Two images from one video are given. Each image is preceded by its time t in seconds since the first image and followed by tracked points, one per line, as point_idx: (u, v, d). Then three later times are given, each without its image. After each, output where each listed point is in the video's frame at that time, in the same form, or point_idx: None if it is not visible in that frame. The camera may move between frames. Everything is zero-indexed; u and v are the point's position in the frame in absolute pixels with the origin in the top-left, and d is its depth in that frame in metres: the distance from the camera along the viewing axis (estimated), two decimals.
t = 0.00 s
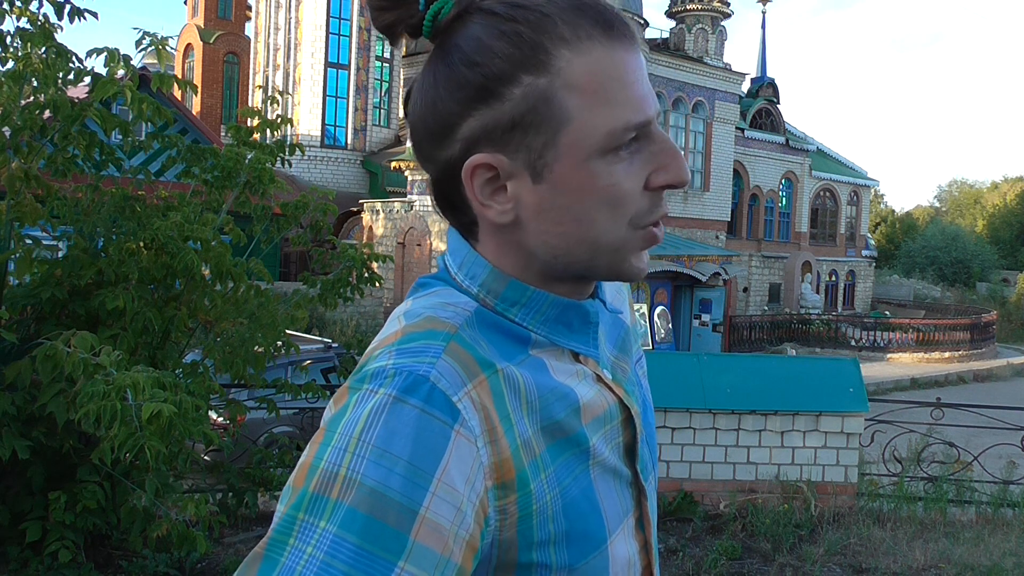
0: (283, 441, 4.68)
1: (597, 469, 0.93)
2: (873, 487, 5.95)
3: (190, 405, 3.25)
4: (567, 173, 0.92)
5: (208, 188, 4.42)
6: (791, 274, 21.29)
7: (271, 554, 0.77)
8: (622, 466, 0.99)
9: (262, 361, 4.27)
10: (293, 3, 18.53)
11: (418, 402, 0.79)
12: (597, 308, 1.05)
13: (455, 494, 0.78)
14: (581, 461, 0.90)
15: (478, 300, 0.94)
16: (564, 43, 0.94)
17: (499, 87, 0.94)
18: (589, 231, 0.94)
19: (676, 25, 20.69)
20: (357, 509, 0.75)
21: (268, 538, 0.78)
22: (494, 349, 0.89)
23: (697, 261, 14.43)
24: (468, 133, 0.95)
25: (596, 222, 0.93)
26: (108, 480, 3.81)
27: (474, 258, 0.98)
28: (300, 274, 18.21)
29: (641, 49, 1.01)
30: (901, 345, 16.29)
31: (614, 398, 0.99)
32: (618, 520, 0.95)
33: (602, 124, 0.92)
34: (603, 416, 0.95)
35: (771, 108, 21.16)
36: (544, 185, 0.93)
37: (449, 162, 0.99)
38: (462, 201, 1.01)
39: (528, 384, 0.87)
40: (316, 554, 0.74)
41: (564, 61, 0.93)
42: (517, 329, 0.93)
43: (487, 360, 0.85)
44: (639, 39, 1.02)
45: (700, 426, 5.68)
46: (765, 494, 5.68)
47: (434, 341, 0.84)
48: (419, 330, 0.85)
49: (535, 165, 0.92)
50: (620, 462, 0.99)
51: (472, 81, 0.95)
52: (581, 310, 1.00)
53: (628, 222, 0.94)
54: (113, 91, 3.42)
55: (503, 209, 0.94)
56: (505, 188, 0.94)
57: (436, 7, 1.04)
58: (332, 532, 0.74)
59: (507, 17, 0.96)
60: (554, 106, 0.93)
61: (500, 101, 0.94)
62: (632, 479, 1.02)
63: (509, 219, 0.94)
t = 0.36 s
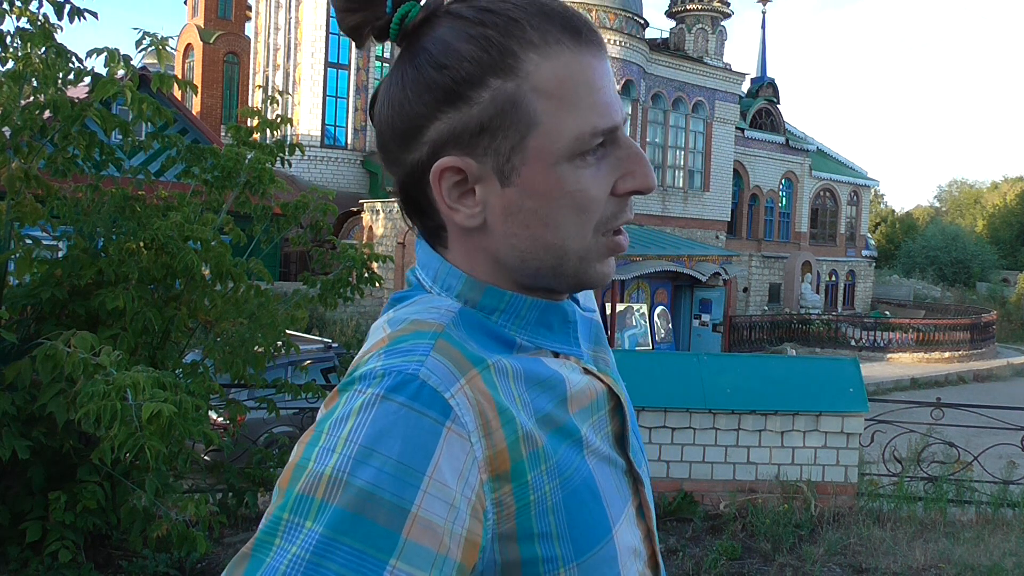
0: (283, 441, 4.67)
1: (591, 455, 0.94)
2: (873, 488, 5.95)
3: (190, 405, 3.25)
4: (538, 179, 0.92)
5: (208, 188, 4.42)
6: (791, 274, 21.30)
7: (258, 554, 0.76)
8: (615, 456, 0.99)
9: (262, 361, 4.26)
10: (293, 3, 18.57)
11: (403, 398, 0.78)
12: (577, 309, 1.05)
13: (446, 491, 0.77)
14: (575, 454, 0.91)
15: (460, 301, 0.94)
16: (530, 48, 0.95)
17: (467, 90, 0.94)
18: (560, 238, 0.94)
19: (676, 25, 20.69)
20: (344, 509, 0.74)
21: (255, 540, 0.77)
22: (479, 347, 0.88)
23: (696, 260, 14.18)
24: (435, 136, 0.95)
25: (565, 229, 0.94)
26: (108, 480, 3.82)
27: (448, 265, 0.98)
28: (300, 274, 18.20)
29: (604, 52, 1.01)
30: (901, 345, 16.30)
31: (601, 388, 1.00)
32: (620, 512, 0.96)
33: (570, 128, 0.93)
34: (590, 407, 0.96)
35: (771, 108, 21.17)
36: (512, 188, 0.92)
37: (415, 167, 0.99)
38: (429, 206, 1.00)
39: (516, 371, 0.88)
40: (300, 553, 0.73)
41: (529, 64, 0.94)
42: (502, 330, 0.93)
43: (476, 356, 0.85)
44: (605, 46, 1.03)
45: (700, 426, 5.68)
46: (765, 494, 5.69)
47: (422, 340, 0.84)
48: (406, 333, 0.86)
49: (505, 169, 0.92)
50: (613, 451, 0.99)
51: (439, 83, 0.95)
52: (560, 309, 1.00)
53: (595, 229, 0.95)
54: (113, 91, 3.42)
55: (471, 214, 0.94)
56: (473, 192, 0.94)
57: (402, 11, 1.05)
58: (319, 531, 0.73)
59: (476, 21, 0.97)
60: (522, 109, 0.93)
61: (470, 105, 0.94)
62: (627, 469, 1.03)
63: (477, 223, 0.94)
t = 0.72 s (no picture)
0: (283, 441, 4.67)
1: (588, 457, 0.94)
2: (873, 488, 5.95)
3: (189, 405, 3.25)
4: (527, 182, 0.92)
5: (208, 188, 4.43)
6: (791, 274, 21.29)
7: (254, 554, 0.77)
8: (614, 458, 0.99)
9: (262, 361, 4.26)
10: (293, 3, 18.58)
11: (394, 398, 0.78)
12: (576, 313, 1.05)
13: (438, 489, 0.77)
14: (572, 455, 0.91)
15: (456, 305, 0.94)
16: (528, 53, 0.95)
17: (464, 92, 0.95)
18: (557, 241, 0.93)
19: (676, 25, 20.69)
20: (338, 508, 0.74)
21: (251, 541, 0.78)
22: (472, 346, 0.89)
23: (696, 260, 14.18)
24: (432, 139, 0.96)
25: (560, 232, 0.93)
26: (107, 480, 3.82)
27: (446, 270, 0.98)
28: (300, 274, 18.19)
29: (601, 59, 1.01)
30: (901, 345, 16.30)
31: (597, 391, 1.01)
32: (619, 514, 0.95)
33: (565, 132, 0.93)
34: (585, 410, 0.96)
35: (771, 108, 21.17)
36: (507, 190, 0.92)
37: (414, 169, 0.99)
38: (427, 209, 1.01)
39: (508, 371, 0.87)
40: (296, 551, 0.73)
41: (526, 70, 0.95)
42: (499, 335, 0.93)
43: (469, 357, 0.85)
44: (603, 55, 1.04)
45: (700, 426, 5.69)
46: (765, 494, 5.69)
47: (414, 341, 0.84)
48: (401, 333, 0.86)
49: (497, 172, 0.92)
50: (612, 453, 1.00)
51: (438, 88, 0.96)
52: (557, 313, 0.99)
53: (591, 237, 0.95)
54: (113, 91, 3.42)
55: (466, 214, 0.94)
56: (474, 193, 0.94)
57: (407, 19, 1.05)
58: (312, 530, 0.74)
59: (475, 27, 0.98)
60: (518, 113, 0.93)
61: (465, 108, 0.94)
62: (627, 471, 1.03)
63: (474, 225, 0.94)
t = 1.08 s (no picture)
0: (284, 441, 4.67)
1: (577, 468, 0.92)
2: (873, 488, 5.95)
3: (190, 405, 3.25)
4: (473, 183, 0.91)
5: (208, 188, 4.42)
6: (791, 274, 21.29)
7: (242, 546, 0.76)
8: (606, 471, 0.98)
9: (262, 361, 4.25)
10: (293, 3, 18.57)
11: (377, 390, 0.79)
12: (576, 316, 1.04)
13: (412, 481, 0.77)
14: (559, 458, 0.90)
15: (450, 304, 0.94)
16: (471, 56, 0.93)
17: (419, 99, 0.96)
18: (503, 242, 0.92)
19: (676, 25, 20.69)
20: (318, 496, 0.74)
21: (239, 533, 0.77)
22: (458, 343, 0.89)
23: (696, 260, 14.18)
24: (406, 140, 0.98)
25: (504, 232, 0.92)
26: (108, 480, 3.82)
27: (444, 268, 0.98)
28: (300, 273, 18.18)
29: (567, 53, 0.95)
30: (901, 345, 16.30)
31: (596, 400, 0.99)
32: (607, 525, 0.94)
33: (504, 133, 0.90)
34: (579, 418, 0.95)
35: (771, 108, 21.17)
36: (460, 193, 0.93)
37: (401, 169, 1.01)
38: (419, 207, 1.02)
39: (491, 371, 0.87)
40: (277, 538, 0.73)
41: (467, 74, 0.92)
42: (493, 332, 0.93)
43: (451, 353, 0.85)
44: (575, 46, 0.97)
45: (700, 426, 5.69)
46: (765, 494, 5.68)
47: (396, 335, 0.85)
48: (386, 326, 0.87)
49: (448, 175, 0.93)
50: (604, 465, 0.98)
51: (404, 93, 0.98)
52: (555, 314, 0.99)
53: (545, 234, 0.92)
54: (113, 91, 3.42)
55: (435, 214, 0.97)
56: (435, 192, 0.96)
57: (414, 24, 1.04)
58: (294, 519, 0.73)
59: (438, 32, 0.97)
60: (455, 118, 0.92)
61: (420, 112, 0.96)
62: (620, 485, 1.01)
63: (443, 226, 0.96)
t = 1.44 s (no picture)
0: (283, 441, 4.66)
1: (560, 478, 0.93)
2: (873, 488, 5.95)
3: (189, 405, 3.26)
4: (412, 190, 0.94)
5: (208, 188, 4.42)
6: (791, 274, 21.29)
7: (235, 546, 0.75)
8: (590, 480, 0.98)
9: (262, 361, 4.25)
10: (293, 4, 18.59)
11: (366, 386, 0.79)
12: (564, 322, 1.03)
13: (398, 476, 0.77)
14: (539, 464, 0.90)
15: (437, 305, 0.94)
16: (407, 67, 0.94)
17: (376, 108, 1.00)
18: (439, 249, 0.94)
19: (676, 26, 20.69)
20: (311, 492, 0.73)
21: (232, 531, 0.76)
22: (446, 343, 0.88)
23: (696, 261, 14.18)
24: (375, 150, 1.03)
25: (441, 241, 0.93)
26: (108, 480, 3.82)
27: (431, 271, 0.98)
28: (300, 274, 18.16)
29: (504, 60, 0.92)
30: (901, 345, 16.31)
31: (585, 411, 0.99)
32: (585, 535, 0.95)
33: (431, 140, 0.91)
34: (569, 429, 0.94)
35: (771, 108, 21.18)
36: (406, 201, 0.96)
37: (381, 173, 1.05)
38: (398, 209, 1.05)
39: (477, 378, 0.86)
40: (269, 537, 0.72)
41: (401, 84, 0.94)
42: (478, 336, 0.92)
43: (437, 351, 0.85)
44: (515, 50, 0.94)
45: (700, 426, 5.69)
46: (765, 494, 5.68)
47: (383, 331, 0.85)
48: (373, 323, 0.87)
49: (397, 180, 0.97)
50: (588, 476, 0.98)
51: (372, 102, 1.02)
52: (542, 322, 0.98)
53: (476, 243, 0.91)
54: (113, 91, 3.42)
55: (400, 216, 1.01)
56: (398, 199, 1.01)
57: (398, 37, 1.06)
58: (286, 515, 0.73)
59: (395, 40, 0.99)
60: (394, 128, 0.95)
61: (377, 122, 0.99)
62: (603, 496, 1.02)
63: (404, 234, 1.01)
